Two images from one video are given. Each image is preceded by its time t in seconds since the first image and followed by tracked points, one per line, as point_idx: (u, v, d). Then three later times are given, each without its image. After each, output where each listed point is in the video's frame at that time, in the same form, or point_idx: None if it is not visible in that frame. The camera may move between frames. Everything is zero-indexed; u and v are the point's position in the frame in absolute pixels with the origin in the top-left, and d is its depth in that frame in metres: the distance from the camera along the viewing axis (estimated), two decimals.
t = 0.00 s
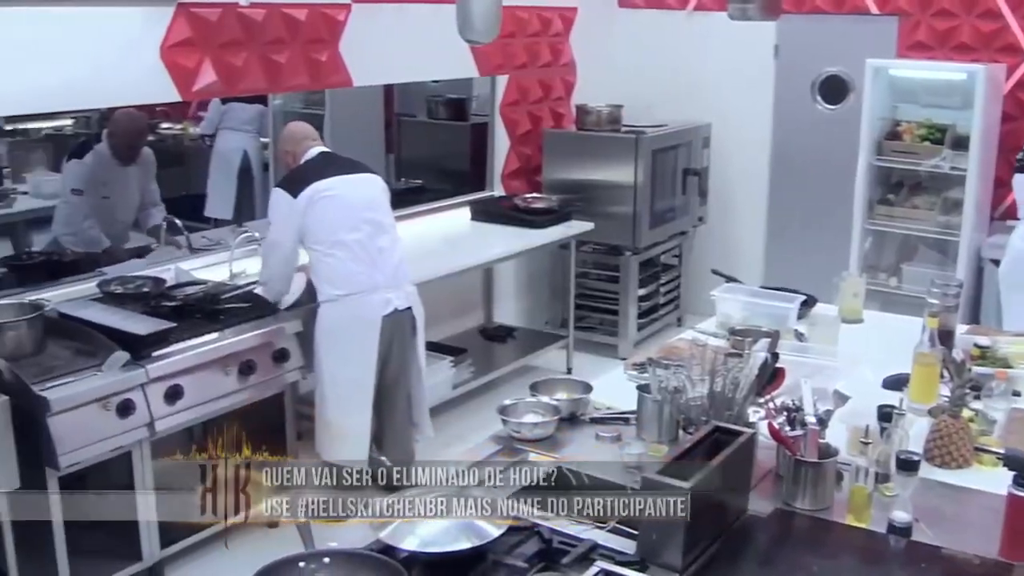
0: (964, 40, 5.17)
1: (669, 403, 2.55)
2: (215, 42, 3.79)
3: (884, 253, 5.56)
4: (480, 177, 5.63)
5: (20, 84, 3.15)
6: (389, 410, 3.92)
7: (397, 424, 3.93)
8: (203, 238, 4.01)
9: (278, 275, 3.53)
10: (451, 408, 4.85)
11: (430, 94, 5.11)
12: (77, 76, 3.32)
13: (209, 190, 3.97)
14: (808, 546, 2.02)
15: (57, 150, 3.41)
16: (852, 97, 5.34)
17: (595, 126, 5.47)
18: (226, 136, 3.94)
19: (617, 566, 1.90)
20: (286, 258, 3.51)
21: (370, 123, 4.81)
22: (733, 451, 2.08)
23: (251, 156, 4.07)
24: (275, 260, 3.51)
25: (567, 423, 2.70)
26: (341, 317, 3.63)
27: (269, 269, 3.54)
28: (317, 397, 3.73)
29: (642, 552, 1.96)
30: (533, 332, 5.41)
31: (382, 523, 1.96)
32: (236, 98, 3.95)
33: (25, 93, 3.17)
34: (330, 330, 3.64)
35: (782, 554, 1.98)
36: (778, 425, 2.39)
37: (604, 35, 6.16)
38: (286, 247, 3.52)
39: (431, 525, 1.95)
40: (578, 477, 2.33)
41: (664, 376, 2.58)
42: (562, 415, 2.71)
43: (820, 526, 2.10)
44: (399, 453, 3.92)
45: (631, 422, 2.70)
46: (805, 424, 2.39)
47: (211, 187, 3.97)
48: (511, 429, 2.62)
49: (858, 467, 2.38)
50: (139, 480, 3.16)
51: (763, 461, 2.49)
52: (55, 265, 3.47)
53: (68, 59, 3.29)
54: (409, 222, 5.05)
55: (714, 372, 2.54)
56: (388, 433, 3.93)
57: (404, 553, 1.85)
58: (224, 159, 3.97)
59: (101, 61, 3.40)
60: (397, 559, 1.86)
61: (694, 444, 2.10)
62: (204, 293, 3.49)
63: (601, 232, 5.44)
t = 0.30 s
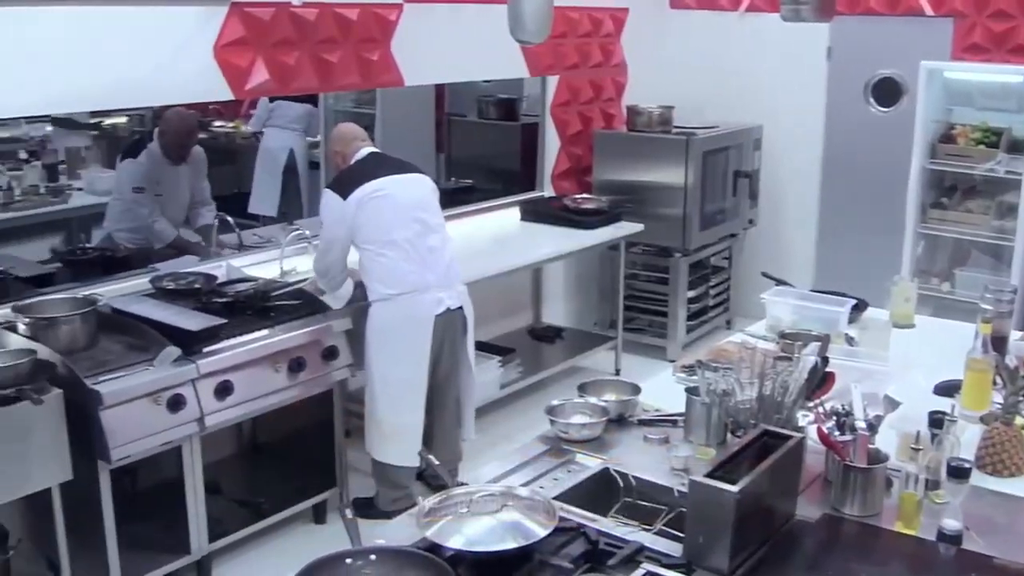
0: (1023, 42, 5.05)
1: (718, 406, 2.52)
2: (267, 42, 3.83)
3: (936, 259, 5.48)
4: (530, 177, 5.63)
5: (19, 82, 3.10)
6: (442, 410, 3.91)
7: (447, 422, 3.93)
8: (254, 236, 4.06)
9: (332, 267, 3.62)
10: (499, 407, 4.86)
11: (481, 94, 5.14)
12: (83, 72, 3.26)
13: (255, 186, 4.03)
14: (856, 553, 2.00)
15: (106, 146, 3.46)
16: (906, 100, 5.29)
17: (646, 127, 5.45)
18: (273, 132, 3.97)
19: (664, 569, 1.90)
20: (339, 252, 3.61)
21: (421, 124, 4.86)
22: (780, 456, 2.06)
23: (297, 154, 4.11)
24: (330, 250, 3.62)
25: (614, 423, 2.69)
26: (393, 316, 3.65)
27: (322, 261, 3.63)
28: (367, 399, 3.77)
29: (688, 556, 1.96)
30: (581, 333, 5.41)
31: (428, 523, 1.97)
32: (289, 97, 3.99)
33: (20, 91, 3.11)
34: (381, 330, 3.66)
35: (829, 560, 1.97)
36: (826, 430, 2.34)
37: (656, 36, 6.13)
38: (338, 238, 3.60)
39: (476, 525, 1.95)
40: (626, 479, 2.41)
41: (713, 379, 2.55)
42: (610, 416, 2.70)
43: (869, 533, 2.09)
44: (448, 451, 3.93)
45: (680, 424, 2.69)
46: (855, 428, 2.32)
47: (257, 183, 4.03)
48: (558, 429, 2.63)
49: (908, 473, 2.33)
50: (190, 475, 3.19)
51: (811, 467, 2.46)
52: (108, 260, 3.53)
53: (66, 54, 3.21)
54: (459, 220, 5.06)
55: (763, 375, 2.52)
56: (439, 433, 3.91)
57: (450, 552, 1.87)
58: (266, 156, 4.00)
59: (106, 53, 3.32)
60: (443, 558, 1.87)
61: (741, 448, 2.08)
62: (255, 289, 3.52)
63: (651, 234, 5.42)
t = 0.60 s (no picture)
0: None
1: (760, 409, 2.50)
2: (314, 41, 3.86)
3: (984, 263, 5.37)
4: (574, 178, 5.61)
5: (19, 83, 3.03)
6: (482, 408, 3.93)
7: (488, 421, 3.93)
8: (299, 234, 4.10)
9: (379, 271, 3.64)
10: (540, 408, 4.85)
11: (527, 94, 5.15)
12: (84, 72, 3.18)
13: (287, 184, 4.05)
14: (897, 559, 1.98)
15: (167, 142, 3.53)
16: (954, 102, 5.24)
17: (691, 129, 5.42)
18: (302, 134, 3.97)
19: (705, 572, 1.89)
20: (384, 253, 3.63)
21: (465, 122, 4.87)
22: (823, 460, 2.05)
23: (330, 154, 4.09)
24: (374, 251, 3.64)
25: (656, 425, 2.69)
26: (436, 316, 3.66)
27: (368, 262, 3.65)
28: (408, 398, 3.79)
29: (729, 559, 1.95)
30: (623, 334, 5.40)
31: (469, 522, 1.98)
32: (334, 96, 4.01)
33: (20, 93, 3.03)
34: (423, 330, 3.67)
35: (870, 567, 1.95)
36: (871, 435, 2.33)
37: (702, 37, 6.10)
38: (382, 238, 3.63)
39: (515, 525, 1.96)
40: (667, 482, 2.41)
41: (756, 382, 2.53)
42: (652, 418, 2.70)
43: (912, 538, 2.06)
44: (488, 451, 3.93)
45: (722, 427, 2.68)
46: (899, 434, 2.32)
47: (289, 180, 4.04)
48: (600, 431, 2.62)
49: (953, 479, 2.30)
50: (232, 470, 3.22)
51: (855, 470, 2.44)
52: (154, 257, 3.57)
53: (65, 55, 3.12)
54: (503, 220, 5.06)
55: (806, 380, 2.52)
56: (479, 432, 3.92)
57: (490, 551, 1.88)
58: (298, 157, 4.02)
59: (106, 54, 3.22)
60: (484, 557, 1.89)
61: (784, 452, 2.06)
62: (299, 287, 3.56)
63: (696, 236, 5.39)
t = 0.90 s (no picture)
0: None
1: (804, 413, 2.46)
2: (360, 40, 3.83)
3: None
4: (618, 179, 5.52)
5: (19, 83, 2.90)
6: (526, 408, 3.91)
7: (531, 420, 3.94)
8: (344, 233, 4.11)
9: (422, 265, 3.63)
10: (583, 410, 4.84)
11: (572, 95, 5.37)
12: (82, 70, 3.04)
13: (315, 179, 4.16)
14: (944, 566, 1.97)
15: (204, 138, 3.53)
16: (1004, 105, 5.11)
17: (737, 130, 5.38)
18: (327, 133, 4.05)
19: None
20: (428, 249, 3.63)
21: (512, 122, 4.95)
22: (868, 465, 2.02)
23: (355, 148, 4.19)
24: (416, 247, 3.64)
25: (700, 428, 2.69)
26: (483, 315, 3.64)
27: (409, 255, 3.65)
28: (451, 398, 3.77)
29: (772, 564, 1.93)
30: (666, 336, 5.35)
31: (511, 522, 1.99)
32: (379, 95, 3.99)
33: (19, 92, 2.90)
34: (470, 329, 3.65)
35: None
36: (916, 441, 2.28)
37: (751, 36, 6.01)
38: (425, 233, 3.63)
39: (557, 526, 1.96)
40: (711, 485, 2.40)
41: (800, 386, 2.50)
42: (696, 421, 2.69)
43: (957, 547, 2.05)
44: (530, 451, 3.93)
45: (766, 431, 2.66)
46: (946, 440, 2.26)
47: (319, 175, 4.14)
48: (643, 433, 2.62)
49: (1000, 487, 2.26)
50: (276, 466, 3.26)
51: (899, 477, 2.42)
52: (201, 254, 3.61)
53: (65, 55, 2.99)
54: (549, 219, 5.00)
55: (852, 385, 2.50)
56: (523, 431, 3.92)
57: (531, 551, 1.89)
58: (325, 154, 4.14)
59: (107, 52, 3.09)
60: (525, 557, 1.90)
61: (827, 458, 2.04)
62: (344, 286, 3.61)
63: (741, 238, 5.33)
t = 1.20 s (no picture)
0: None
1: (849, 419, 2.45)
2: (406, 39, 3.84)
3: None
4: (663, 180, 5.54)
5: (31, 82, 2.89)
6: (569, 407, 3.90)
7: (576, 420, 3.93)
8: (388, 232, 4.16)
9: (462, 256, 3.65)
10: (625, 412, 4.81)
11: (618, 96, 5.14)
12: (106, 67, 3.04)
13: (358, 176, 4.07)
14: None
15: (250, 140, 3.58)
16: None
17: (784, 132, 5.33)
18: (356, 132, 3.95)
19: None
20: (474, 243, 3.64)
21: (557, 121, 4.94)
22: (912, 472, 1.99)
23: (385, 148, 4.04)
24: (459, 241, 3.66)
25: (743, 432, 2.67)
26: (529, 314, 3.63)
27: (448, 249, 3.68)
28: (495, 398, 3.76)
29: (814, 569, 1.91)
30: (712, 340, 5.23)
31: (553, 522, 1.99)
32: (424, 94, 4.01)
33: (27, 91, 2.88)
34: (515, 328, 3.64)
35: None
36: (963, 448, 2.28)
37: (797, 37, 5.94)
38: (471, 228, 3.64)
39: (599, 527, 1.96)
40: (753, 489, 2.39)
41: (845, 391, 2.47)
42: (739, 424, 2.68)
43: (1004, 556, 2.01)
44: (572, 452, 3.91)
45: (810, 435, 2.64)
46: (993, 448, 2.27)
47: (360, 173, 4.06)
48: (686, 436, 2.61)
49: None
50: (319, 463, 3.28)
51: (946, 482, 2.41)
52: (246, 252, 3.67)
53: (81, 55, 2.98)
54: (593, 220, 5.01)
55: (896, 389, 2.47)
56: (566, 431, 3.91)
57: (572, 553, 1.91)
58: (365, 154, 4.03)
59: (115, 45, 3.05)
60: (566, 559, 1.92)
61: (871, 463, 2.01)
62: (389, 284, 3.63)
63: (787, 240, 5.27)
